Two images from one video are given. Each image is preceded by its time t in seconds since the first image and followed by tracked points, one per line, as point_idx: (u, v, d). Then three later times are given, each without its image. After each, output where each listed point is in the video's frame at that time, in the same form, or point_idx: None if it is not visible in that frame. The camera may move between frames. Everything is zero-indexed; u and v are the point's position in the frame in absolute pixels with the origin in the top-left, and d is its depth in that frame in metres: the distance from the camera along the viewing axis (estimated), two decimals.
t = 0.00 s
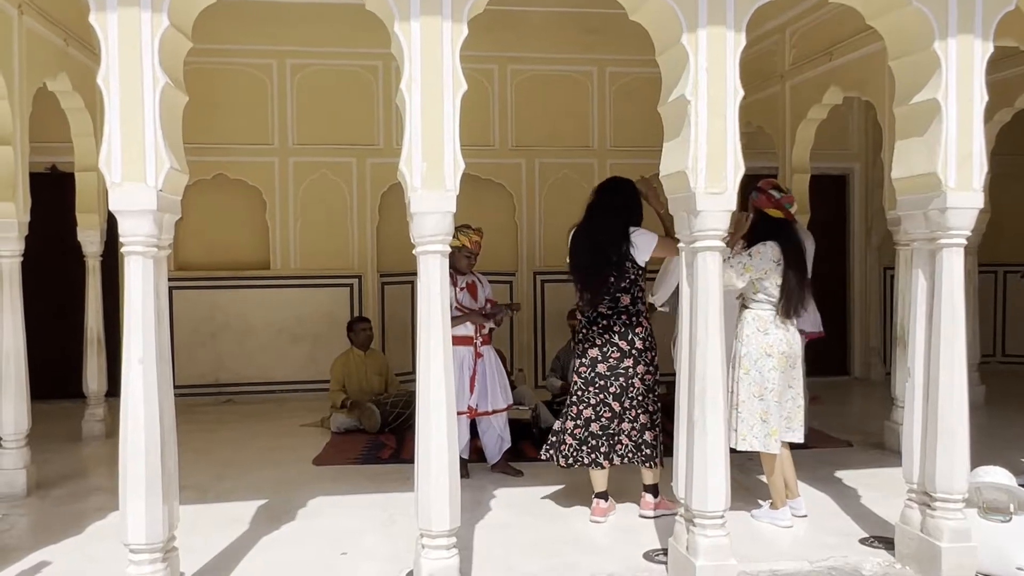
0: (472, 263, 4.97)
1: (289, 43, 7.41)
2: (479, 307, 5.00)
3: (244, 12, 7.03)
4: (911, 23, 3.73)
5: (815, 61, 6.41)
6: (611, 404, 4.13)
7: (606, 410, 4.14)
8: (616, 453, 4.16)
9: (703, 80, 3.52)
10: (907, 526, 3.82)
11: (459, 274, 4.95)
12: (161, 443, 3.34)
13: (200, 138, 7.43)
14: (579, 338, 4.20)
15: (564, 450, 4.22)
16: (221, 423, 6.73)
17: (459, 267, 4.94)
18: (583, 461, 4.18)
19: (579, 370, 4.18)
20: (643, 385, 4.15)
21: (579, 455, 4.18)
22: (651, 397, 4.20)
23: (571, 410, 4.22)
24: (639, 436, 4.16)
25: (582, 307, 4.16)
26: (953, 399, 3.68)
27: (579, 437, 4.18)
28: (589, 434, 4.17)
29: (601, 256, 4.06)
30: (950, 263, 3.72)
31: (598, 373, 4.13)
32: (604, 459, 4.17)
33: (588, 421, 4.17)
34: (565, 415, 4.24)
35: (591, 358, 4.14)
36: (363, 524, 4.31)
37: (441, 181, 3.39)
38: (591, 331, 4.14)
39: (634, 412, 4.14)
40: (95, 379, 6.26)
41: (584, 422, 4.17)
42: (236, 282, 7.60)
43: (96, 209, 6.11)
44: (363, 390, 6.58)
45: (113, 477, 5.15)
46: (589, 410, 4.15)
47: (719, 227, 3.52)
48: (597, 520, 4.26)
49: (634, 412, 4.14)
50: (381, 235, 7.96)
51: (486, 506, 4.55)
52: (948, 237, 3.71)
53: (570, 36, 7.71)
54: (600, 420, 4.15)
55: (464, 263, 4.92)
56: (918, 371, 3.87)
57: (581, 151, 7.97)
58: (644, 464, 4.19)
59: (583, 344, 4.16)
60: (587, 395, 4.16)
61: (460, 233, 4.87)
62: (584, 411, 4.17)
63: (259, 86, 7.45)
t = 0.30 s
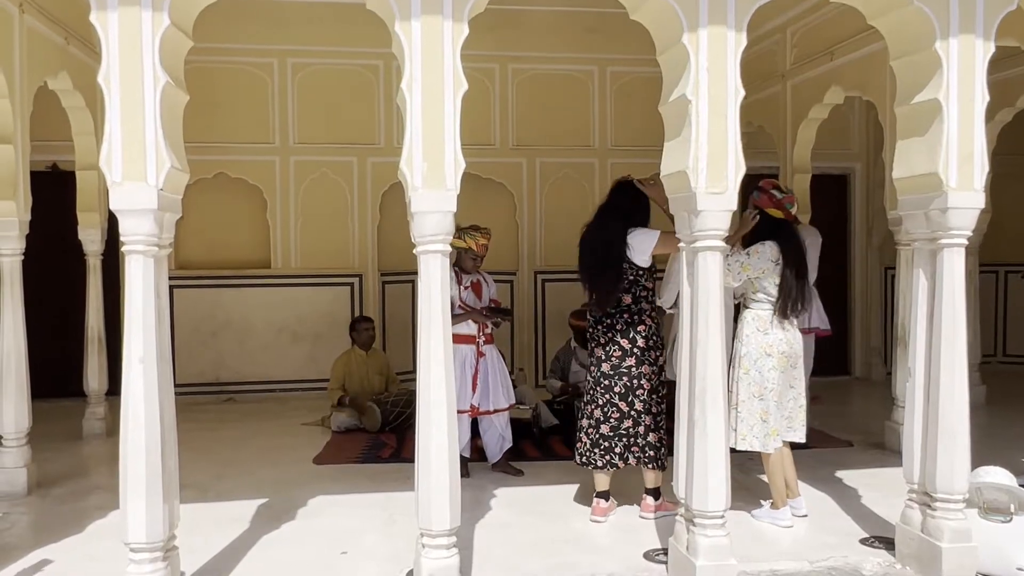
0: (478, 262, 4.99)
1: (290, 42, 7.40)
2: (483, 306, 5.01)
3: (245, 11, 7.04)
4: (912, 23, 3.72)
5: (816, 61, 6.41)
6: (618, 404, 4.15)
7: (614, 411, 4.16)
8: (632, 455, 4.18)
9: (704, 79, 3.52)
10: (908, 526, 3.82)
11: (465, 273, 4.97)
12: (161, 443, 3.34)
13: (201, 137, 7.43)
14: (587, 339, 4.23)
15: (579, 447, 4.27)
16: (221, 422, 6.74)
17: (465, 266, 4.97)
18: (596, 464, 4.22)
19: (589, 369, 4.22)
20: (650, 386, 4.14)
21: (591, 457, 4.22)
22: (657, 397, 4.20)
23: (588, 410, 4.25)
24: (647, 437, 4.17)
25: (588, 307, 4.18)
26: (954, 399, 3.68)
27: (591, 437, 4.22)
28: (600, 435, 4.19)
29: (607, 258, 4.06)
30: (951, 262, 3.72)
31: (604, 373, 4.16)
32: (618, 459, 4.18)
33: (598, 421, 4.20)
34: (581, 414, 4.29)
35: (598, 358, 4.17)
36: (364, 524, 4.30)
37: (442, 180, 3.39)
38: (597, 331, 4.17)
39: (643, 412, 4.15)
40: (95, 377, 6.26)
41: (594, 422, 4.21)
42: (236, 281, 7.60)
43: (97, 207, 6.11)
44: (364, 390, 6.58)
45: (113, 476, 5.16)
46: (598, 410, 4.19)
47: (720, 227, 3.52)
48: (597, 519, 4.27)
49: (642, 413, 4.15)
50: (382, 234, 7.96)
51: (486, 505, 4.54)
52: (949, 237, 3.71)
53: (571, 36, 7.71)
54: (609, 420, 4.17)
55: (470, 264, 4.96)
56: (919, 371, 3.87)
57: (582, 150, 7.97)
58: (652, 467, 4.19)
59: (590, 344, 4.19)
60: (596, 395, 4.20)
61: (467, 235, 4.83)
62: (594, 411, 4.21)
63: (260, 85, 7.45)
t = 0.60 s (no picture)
0: (492, 262, 4.97)
1: (291, 40, 7.41)
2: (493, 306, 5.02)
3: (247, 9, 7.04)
4: (914, 22, 3.72)
5: (818, 60, 6.41)
6: (613, 400, 4.15)
7: (609, 407, 4.17)
8: (622, 458, 4.18)
9: (706, 78, 3.52)
10: (909, 526, 3.81)
11: (477, 271, 4.96)
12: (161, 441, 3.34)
13: (202, 135, 7.43)
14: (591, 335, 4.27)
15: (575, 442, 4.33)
16: (222, 420, 6.74)
17: (478, 265, 4.96)
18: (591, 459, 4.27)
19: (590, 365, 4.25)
20: (646, 384, 4.13)
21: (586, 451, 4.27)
22: (656, 397, 4.19)
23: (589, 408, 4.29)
24: (641, 437, 4.16)
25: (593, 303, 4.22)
26: (955, 398, 3.68)
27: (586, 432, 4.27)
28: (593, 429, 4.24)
29: (608, 255, 4.10)
30: (952, 261, 3.71)
31: (603, 369, 4.17)
32: (604, 458, 4.22)
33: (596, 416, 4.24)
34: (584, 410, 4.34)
35: (598, 353, 4.19)
36: (364, 522, 4.30)
37: (443, 179, 3.39)
38: (600, 327, 4.19)
39: (639, 412, 4.14)
40: (97, 376, 6.26)
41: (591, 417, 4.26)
42: (237, 279, 7.59)
43: (98, 205, 6.10)
44: (365, 389, 6.58)
45: (114, 474, 5.16)
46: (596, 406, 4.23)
47: (721, 226, 3.51)
48: (597, 518, 4.28)
49: (639, 412, 4.14)
50: (382, 233, 7.96)
51: (487, 505, 4.54)
52: (950, 236, 3.71)
53: (572, 35, 7.71)
54: (604, 416, 4.20)
55: (483, 263, 4.93)
56: (921, 371, 3.87)
57: (583, 149, 7.96)
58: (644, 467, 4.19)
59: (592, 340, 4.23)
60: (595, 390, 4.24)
61: (480, 235, 4.80)
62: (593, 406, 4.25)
63: (261, 83, 7.46)
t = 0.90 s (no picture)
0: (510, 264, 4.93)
1: (293, 39, 7.41)
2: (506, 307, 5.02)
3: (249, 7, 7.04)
4: (916, 22, 3.72)
5: (820, 60, 6.40)
6: (624, 399, 4.17)
7: (620, 406, 4.19)
8: (630, 456, 4.18)
9: (708, 78, 3.52)
10: (910, 526, 3.81)
11: (495, 271, 4.94)
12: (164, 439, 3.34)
13: (204, 134, 7.44)
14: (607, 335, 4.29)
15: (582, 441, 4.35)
16: (224, 419, 6.74)
17: (496, 265, 4.92)
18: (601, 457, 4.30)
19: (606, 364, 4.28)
20: (658, 384, 4.14)
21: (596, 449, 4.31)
22: (669, 398, 4.18)
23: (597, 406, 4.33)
24: (651, 436, 4.15)
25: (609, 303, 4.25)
26: (957, 398, 3.68)
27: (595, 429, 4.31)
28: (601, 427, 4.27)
29: (623, 257, 4.10)
30: (956, 261, 3.71)
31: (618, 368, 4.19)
32: (614, 456, 4.23)
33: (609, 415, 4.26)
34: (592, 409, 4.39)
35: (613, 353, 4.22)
36: (365, 521, 4.30)
37: (445, 178, 3.39)
38: (615, 327, 4.21)
39: (649, 412, 4.15)
40: (99, 374, 6.27)
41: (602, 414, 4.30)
42: (239, 278, 7.59)
43: (100, 203, 6.10)
44: (366, 387, 6.59)
45: (116, 472, 5.17)
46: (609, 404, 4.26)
47: (723, 225, 3.51)
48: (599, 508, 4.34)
49: (649, 412, 4.15)
50: (384, 232, 7.97)
51: (488, 503, 4.54)
52: (953, 236, 3.71)
53: (574, 34, 7.71)
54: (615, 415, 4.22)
55: (501, 264, 4.90)
56: (924, 371, 3.87)
57: (585, 149, 7.96)
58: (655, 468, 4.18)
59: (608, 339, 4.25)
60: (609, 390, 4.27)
61: (499, 236, 4.74)
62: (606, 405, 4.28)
63: (263, 82, 7.46)
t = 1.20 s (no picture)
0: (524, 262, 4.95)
1: (296, 38, 7.42)
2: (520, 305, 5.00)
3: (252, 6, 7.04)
4: (919, 23, 3.72)
5: (823, 60, 6.40)
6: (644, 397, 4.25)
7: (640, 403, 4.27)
8: (649, 452, 4.24)
9: (711, 78, 3.52)
10: (912, 527, 3.81)
11: (510, 269, 4.95)
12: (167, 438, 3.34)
13: (207, 132, 7.45)
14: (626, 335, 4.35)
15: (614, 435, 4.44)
16: (226, 417, 6.75)
17: (510, 264, 4.93)
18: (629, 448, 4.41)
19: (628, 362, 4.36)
20: (676, 383, 4.16)
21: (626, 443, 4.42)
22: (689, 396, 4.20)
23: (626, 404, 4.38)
24: (667, 433, 4.18)
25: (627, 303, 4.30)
26: (960, 400, 3.67)
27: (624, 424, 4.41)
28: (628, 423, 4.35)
29: (639, 258, 4.12)
30: (959, 262, 3.71)
31: (638, 367, 4.26)
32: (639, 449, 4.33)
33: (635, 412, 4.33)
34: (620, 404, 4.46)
35: (632, 353, 4.29)
36: (367, 520, 4.31)
37: (448, 177, 3.39)
38: (632, 328, 4.26)
39: (669, 409, 4.17)
40: (101, 371, 6.28)
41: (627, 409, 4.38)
42: (242, 277, 7.60)
43: (103, 202, 6.10)
44: (368, 386, 6.59)
45: (118, 470, 5.17)
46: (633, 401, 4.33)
47: (726, 226, 3.51)
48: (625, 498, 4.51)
49: (668, 410, 4.18)
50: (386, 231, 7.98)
51: (489, 503, 4.55)
52: (956, 237, 3.70)
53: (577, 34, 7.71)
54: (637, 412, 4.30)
55: (516, 263, 4.91)
56: (926, 373, 3.86)
57: (588, 149, 7.96)
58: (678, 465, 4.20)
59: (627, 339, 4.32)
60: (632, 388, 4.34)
61: (513, 233, 4.78)
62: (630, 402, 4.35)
63: (266, 81, 7.47)
